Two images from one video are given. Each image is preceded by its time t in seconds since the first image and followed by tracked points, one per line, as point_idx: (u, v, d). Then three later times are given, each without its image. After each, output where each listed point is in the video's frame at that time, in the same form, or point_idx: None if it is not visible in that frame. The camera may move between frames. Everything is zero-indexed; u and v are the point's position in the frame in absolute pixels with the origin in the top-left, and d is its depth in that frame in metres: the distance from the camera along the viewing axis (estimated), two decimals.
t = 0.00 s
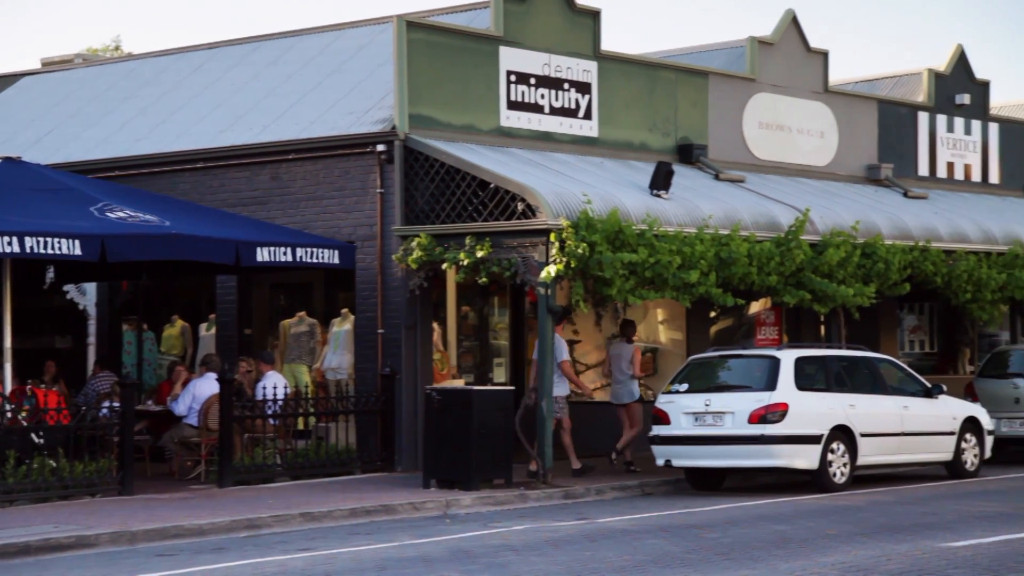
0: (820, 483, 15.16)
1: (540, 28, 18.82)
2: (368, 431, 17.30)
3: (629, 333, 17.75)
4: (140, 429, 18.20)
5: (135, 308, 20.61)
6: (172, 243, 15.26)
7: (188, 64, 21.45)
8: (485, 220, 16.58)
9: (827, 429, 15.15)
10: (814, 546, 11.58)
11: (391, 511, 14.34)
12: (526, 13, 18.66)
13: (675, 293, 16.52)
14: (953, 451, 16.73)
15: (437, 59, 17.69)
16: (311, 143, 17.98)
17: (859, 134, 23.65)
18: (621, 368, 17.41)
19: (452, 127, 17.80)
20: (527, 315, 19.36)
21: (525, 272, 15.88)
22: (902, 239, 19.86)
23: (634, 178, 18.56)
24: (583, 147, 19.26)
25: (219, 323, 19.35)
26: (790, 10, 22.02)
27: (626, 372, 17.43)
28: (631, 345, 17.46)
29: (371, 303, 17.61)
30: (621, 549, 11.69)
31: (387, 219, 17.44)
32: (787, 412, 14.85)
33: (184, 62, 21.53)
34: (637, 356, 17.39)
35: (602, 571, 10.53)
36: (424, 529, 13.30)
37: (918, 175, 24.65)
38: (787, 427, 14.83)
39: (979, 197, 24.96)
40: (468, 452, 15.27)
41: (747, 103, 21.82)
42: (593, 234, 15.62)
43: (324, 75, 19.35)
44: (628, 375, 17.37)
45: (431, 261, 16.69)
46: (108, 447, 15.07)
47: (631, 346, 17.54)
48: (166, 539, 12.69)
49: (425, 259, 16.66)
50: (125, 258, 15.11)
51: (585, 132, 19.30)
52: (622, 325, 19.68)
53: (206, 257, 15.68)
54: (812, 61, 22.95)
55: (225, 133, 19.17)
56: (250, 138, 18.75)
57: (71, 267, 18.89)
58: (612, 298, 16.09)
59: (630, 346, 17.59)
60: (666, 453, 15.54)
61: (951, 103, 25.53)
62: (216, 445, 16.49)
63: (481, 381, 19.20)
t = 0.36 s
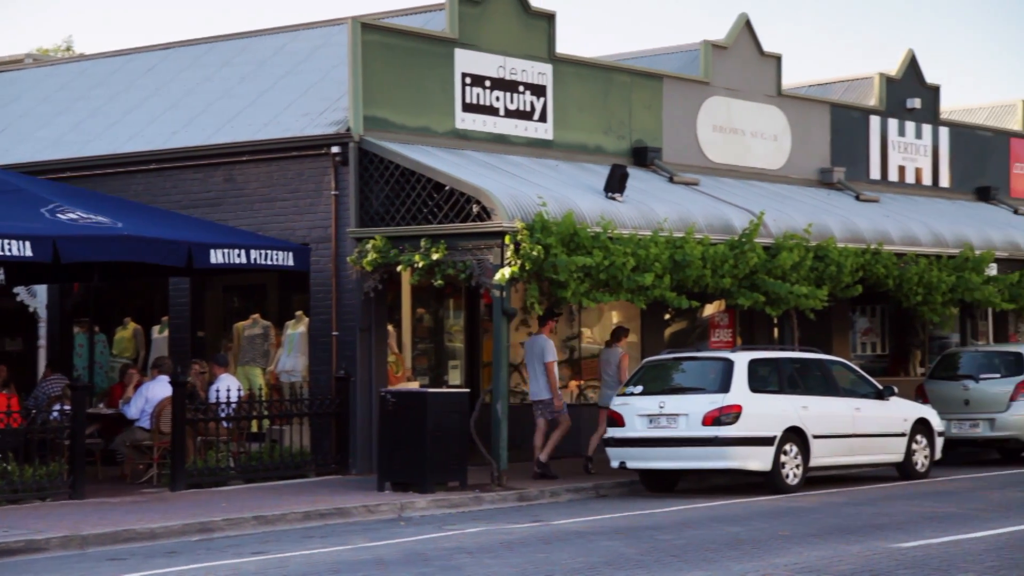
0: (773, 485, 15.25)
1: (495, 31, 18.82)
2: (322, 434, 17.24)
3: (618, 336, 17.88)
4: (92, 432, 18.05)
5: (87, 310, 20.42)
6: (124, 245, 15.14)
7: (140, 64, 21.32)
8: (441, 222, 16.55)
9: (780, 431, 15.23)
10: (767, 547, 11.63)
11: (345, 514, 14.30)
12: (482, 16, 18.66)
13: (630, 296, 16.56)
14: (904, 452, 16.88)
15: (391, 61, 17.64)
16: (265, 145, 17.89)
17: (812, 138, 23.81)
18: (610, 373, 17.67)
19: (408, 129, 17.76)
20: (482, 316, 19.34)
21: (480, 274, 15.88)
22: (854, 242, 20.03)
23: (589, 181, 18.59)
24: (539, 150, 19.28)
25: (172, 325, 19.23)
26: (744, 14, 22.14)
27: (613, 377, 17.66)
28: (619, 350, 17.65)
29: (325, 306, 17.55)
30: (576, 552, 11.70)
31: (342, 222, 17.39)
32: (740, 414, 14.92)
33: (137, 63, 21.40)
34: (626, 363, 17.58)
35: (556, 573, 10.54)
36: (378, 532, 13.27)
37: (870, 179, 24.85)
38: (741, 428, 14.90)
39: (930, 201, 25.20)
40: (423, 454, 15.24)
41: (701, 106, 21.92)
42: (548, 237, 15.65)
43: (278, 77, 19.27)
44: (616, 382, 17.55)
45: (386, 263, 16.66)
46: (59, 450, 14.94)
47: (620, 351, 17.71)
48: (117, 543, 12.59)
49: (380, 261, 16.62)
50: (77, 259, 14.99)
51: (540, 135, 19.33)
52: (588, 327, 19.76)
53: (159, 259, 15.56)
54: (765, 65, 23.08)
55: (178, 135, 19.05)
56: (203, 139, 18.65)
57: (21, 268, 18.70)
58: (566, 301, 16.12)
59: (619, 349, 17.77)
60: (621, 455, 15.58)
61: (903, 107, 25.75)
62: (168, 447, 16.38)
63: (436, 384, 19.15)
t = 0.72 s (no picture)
0: (725, 486, 15.32)
1: (448, 33, 18.80)
2: (274, 436, 17.16)
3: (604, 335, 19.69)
4: (40, 435, 17.87)
5: (37, 311, 20.32)
6: (73, 246, 14.98)
7: (90, 65, 21.15)
8: (394, 224, 16.51)
9: (732, 433, 15.31)
10: (719, 548, 11.68)
11: (297, 517, 14.23)
12: (435, 17, 18.64)
13: (583, 298, 16.60)
14: (854, 453, 17.01)
15: (344, 62, 17.57)
16: (217, 146, 17.77)
17: (763, 141, 23.95)
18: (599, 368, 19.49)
19: (360, 131, 17.70)
20: (435, 318, 19.30)
21: (433, 276, 15.86)
22: (805, 245, 20.18)
23: (542, 183, 18.61)
24: (492, 152, 19.28)
25: (122, 327, 19.07)
26: (696, 17, 22.23)
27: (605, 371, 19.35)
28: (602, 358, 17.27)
29: (277, 308, 17.47)
30: (528, 554, 11.72)
31: (294, 224, 17.32)
32: (692, 415, 14.99)
33: (87, 63, 21.22)
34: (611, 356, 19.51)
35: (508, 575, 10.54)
36: (330, 535, 13.22)
37: (820, 182, 25.02)
38: (693, 430, 14.97)
39: (879, 204, 25.42)
40: (375, 456, 15.20)
41: (654, 108, 21.99)
42: (501, 239, 15.68)
43: (229, 78, 19.16)
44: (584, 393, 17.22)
45: (339, 265, 16.63)
46: (7, 454, 14.76)
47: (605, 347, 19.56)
48: (66, 547, 12.47)
49: (332, 263, 16.60)
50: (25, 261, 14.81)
51: (493, 137, 19.33)
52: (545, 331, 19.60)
53: (108, 260, 15.42)
54: (717, 67, 23.19)
55: (128, 135, 18.90)
56: (154, 140, 18.51)
57: None
58: (519, 303, 16.14)
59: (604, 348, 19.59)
60: (574, 456, 15.61)
61: (853, 111, 25.95)
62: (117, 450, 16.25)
63: (389, 385, 19.12)
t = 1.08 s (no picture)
0: (680, 489, 15.39)
1: (403, 37, 18.77)
2: (228, 441, 17.08)
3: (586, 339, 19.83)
4: None
5: None
6: (24, 250, 14.87)
7: (42, 68, 20.98)
8: (350, 228, 16.46)
9: (686, 437, 15.36)
10: (673, 552, 11.73)
11: (251, 523, 14.15)
12: (390, 21, 18.61)
13: (539, 302, 16.61)
14: (807, 457, 17.13)
15: (299, 65, 17.49)
16: (170, 150, 17.66)
17: (718, 146, 24.07)
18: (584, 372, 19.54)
19: (315, 134, 17.62)
20: (391, 323, 19.35)
21: (388, 281, 15.83)
22: (759, 250, 20.28)
23: (498, 188, 18.60)
24: (447, 156, 19.26)
25: (73, 332, 18.91)
26: (651, 23, 22.32)
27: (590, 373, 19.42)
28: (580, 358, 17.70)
29: (232, 313, 17.37)
30: (484, 559, 11.71)
31: (249, 228, 17.23)
32: (648, 420, 15.03)
33: (38, 66, 21.06)
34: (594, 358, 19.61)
35: None
36: (284, 541, 13.16)
37: (774, 187, 25.17)
38: (648, 434, 15.01)
39: (833, 209, 25.60)
40: (330, 462, 15.14)
41: (609, 114, 22.05)
42: (457, 243, 15.68)
43: (183, 81, 19.05)
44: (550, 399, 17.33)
45: (293, 269, 16.55)
46: None
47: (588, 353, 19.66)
48: (17, 554, 12.35)
49: (287, 267, 16.52)
50: None
51: (449, 141, 19.32)
52: (507, 336, 19.81)
53: (60, 265, 15.33)
54: (672, 73, 23.29)
55: (80, 139, 18.74)
56: (106, 143, 18.36)
57: None
58: (475, 308, 16.17)
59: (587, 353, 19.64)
60: (529, 461, 15.63)
61: (806, 116, 26.14)
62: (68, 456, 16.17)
63: (344, 390, 19.05)
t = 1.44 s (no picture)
0: (632, 497, 15.42)
1: (356, 45, 18.74)
2: (178, 451, 16.89)
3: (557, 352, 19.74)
4: None
5: None
6: None
7: None
8: (302, 236, 16.42)
9: (639, 445, 15.40)
10: (624, 560, 11.74)
11: (201, 533, 14.05)
12: (343, 29, 18.58)
13: (492, 310, 16.62)
14: (759, 465, 17.22)
15: (251, 73, 17.41)
16: (120, 157, 17.53)
17: (670, 156, 24.19)
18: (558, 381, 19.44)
19: (267, 142, 17.54)
20: (344, 332, 19.36)
21: (341, 289, 15.79)
22: (711, 259, 20.39)
23: (451, 196, 18.59)
24: (400, 164, 19.25)
25: (21, 341, 18.91)
26: (603, 33, 22.39)
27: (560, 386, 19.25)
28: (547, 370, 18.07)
29: (182, 322, 17.25)
30: (436, 567, 11.69)
31: (200, 236, 17.12)
32: (601, 428, 15.07)
33: None
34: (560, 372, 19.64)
35: None
36: (235, 551, 13.08)
37: (726, 196, 25.31)
38: (601, 442, 15.05)
39: (784, 218, 25.74)
40: (282, 471, 15.07)
41: (562, 123, 22.10)
42: (410, 252, 15.59)
43: (133, 88, 18.93)
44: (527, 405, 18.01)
45: (246, 277, 16.52)
46: None
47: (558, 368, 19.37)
48: None
49: (239, 275, 16.49)
50: None
51: (402, 149, 19.29)
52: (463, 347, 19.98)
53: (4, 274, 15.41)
54: (624, 82, 23.39)
55: (29, 146, 18.59)
56: (56, 150, 18.21)
57: None
58: (428, 316, 16.14)
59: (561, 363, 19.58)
60: (483, 470, 15.58)
61: (757, 126, 26.30)
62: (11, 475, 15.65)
63: (296, 400, 18.96)
